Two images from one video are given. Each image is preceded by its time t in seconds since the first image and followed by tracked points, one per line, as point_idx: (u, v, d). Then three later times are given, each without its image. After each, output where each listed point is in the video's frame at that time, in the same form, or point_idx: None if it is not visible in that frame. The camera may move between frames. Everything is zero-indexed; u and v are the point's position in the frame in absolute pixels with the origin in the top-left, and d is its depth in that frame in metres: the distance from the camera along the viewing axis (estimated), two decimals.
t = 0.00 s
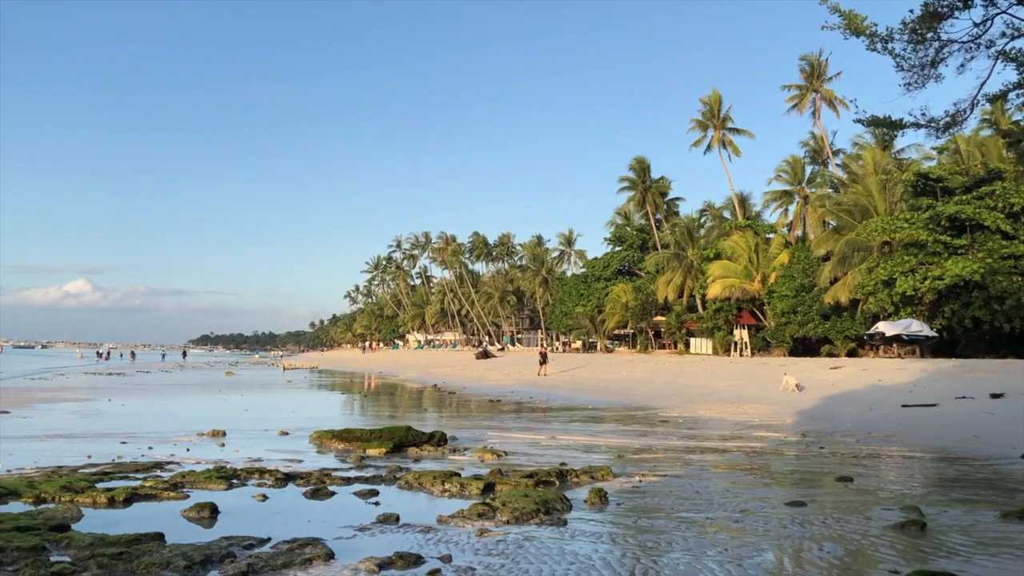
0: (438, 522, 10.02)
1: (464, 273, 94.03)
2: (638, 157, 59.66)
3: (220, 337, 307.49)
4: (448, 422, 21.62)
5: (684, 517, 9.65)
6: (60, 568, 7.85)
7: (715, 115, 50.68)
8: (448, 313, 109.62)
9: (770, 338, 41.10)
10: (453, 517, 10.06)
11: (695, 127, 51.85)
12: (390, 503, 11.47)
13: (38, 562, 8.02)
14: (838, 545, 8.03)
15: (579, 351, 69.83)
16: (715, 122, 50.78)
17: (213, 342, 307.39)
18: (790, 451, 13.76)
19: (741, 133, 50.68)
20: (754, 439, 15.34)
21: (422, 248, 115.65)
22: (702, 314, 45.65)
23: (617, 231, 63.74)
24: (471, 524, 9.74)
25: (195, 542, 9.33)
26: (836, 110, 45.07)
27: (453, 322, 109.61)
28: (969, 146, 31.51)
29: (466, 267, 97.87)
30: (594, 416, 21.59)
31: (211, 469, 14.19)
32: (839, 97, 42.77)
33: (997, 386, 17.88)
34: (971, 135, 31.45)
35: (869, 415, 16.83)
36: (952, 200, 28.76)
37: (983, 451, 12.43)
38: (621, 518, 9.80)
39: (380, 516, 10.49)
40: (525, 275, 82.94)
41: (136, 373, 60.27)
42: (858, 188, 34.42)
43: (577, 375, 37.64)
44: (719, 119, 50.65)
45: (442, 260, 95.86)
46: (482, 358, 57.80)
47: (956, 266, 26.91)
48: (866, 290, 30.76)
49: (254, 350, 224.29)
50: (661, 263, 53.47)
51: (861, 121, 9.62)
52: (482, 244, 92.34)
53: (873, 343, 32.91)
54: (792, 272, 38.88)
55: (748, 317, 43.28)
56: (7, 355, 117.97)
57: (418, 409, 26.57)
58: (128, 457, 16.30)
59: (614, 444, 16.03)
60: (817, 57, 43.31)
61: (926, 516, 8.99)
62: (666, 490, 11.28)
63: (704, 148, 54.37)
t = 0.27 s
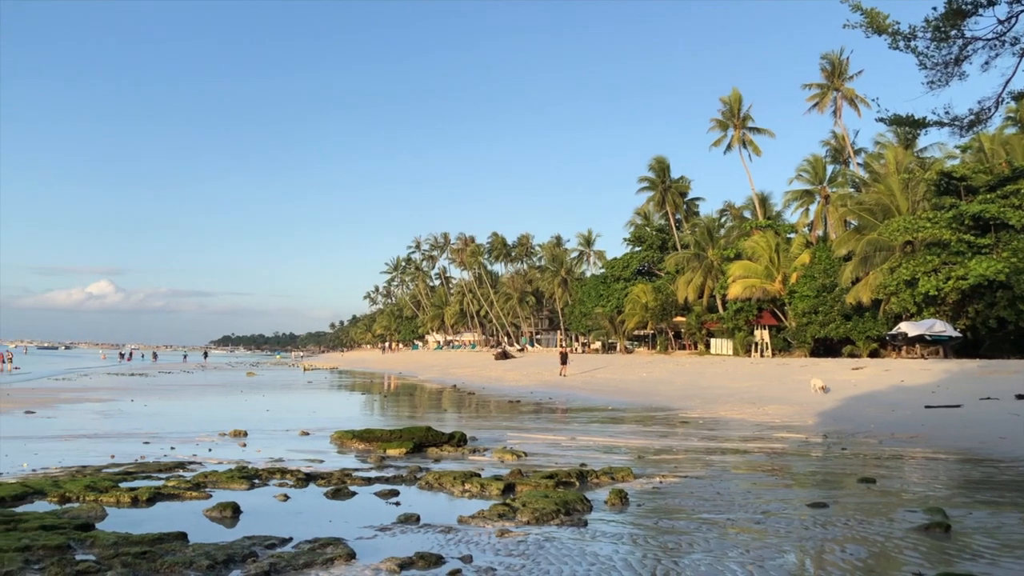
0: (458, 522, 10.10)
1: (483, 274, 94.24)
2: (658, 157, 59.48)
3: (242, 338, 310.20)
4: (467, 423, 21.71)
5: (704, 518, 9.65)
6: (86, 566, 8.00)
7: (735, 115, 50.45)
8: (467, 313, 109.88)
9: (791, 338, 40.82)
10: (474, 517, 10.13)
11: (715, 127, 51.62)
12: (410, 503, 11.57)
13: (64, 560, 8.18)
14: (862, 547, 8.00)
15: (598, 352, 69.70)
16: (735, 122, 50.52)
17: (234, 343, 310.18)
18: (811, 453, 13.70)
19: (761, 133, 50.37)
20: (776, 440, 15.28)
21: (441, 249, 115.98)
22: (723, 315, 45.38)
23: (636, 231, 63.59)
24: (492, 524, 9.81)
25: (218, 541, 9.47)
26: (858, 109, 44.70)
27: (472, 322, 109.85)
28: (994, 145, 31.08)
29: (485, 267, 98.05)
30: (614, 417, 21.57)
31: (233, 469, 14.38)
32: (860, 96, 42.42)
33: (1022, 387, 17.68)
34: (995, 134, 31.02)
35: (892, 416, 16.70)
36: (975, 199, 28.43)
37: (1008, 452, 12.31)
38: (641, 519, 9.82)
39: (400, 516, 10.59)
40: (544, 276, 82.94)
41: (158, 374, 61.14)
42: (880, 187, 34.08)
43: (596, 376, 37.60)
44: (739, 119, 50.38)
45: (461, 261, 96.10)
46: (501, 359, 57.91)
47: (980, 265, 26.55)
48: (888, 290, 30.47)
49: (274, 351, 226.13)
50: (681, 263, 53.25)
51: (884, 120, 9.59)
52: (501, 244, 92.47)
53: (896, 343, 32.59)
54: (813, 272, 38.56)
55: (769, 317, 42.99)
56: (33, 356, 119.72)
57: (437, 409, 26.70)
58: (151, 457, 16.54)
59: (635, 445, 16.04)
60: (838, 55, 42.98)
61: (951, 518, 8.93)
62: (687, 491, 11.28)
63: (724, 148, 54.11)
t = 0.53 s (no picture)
0: (479, 522, 10.17)
1: (503, 274, 94.35)
2: (679, 156, 59.21)
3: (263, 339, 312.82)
4: (487, 423, 21.78)
5: (726, 519, 9.65)
6: (110, 565, 8.14)
7: (756, 114, 50.14)
8: (486, 313, 110.05)
9: (813, 338, 40.52)
10: (495, 517, 10.20)
11: (735, 126, 51.33)
12: (431, 503, 11.66)
13: (88, 559, 8.33)
14: (886, 549, 7.97)
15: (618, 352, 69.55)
16: (755, 121, 50.20)
17: (256, 343, 312.54)
18: (834, 453, 13.64)
19: (782, 131, 50.01)
20: (797, 441, 15.21)
21: (460, 249, 116.24)
22: (744, 315, 45.09)
23: (656, 231, 63.40)
24: (512, 524, 9.87)
25: (242, 540, 9.61)
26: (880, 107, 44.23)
27: (492, 322, 110.01)
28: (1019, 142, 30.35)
29: (504, 267, 98.13)
30: (635, 417, 21.54)
31: (255, 468, 14.55)
32: (882, 94, 42.00)
33: None
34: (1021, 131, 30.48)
35: (915, 416, 16.56)
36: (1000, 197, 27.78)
37: None
38: (661, 519, 9.84)
39: (422, 515, 10.69)
40: (564, 276, 82.86)
41: (181, 374, 61.89)
42: (903, 185, 33.80)
43: (616, 376, 37.52)
44: (759, 118, 50.06)
45: (481, 261, 96.27)
46: (520, 359, 57.96)
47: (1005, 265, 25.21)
48: (911, 289, 30.23)
49: (295, 351, 227.84)
50: (701, 263, 52.99)
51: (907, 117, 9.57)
52: (520, 244, 92.50)
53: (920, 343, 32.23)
54: (835, 272, 38.18)
55: (790, 317, 42.66)
56: (59, 356, 121.52)
57: (457, 409, 26.81)
58: (175, 456, 16.78)
59: (655, 445, 16.03)
60: (860, 53, 42.57)
61: (976, 519, 8.87)
62: (708, 492, 11.28)
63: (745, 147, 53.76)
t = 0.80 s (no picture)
0: (499, 521, 10.24)
1: (521, 273, 94.36)
2: (698, 154, 58.93)
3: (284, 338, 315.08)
4: (507, 422, 21.84)
5: (747, 518, 9.65)
6: (134, 563, 8.28)
7: (776, 112, 49.79)
8: (505, 313, 110.14)
9: (834, 337, 40.21)
10: (515, 516, 10.26)
11: (755, 124, 51.01)
12: (451, 502, 11.74)
13: (112, 557, 8.48)
14: (910, 549, 7.94)
15: (637, 351, 69.35)
16: (775, 119, 49.85)
17: (276, 343, 314.72)
18: (856, 453, 13.57)
19: (803, 129, 49.60)
20: (819, 440, 15.14)
21: (479, 248, 116.35)
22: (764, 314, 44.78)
23: (676, 230, 63.18)
24: (533, 524, 9.93)
25: (264, 539, 9.75)
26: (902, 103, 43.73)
27: (511, 322, 110.10)
28: None
29: (523, 267, 98.12)
30: (654, 417, 21.50)
31: (276, 467, 14.71)
32: (904, 91, 41.55)
33: None
34: None
35: (938, 416, 16.43)
36: None
37: None
38: (682, 519, 9.86)
39: (442, 514, 10.78)
40: (583, 275, 82.69)
41: (202, 373, 62.48)
42: (925, 182, 33.42)
43: (635, 375, 37.43)
44: (779, 116, 49.71)
45: (499, 261, 96.35)
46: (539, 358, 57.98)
47: None
48: (934, 288, 29.96)
49: (315, 351, 229.34)
50: (721, 261, 52.69)
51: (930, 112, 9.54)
52: (539, 244, 92.44)
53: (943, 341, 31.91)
54: (857, 270, 37.76)
55: (811, 315, 42.32)
56: (83, 356, 123.20)
57: (476, 409, 26.89)
58: (197, 455, 17.00)
59: (675, 445, 16.02)
60: (881, 50, 42.16)
61: (1002, 520, 8.81)
62: (730, 492, 11.27)
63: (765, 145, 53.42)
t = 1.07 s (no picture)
0: (518, 519, 10.31)
1: (539, 272, 94.39)
2: (717, 151, 58.64)
3: (302, 338, 317.13)
4: (525, 421, 21.91)
5: (767, 518, 9.64)
6: (155, 560, 8.43)
7: (795, 108, 49.44)
8: (523, 311, 110.20)
9: (854, 335, 39.92)
10: (533, 515, 10.32)
11: (774, 121, 50.69)
12: (470, 501, 11.83)
13: (135, 554, 8.63)
14: (932, 549, 7.92)
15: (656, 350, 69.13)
16: (795, 116, 49.50)
17: (295, 343, 316.72)
18: (877, 451, 13.50)
19: (823, 126, 49.21)
20: (840, 439, 15.07)
21: (497, 247, 116.49)
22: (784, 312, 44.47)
23: (694, 228, 63.00)
24: (551, 522, 9.99)
25: (284, 536, 9.88)
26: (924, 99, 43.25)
27: (529, 320, 110.15)
28: None
29: (540, 265, 98.10)
30: (673, 416, 21.49)
31: (295, 465, 14.88)
32: (925, 87, 41.10)
33: None
34: None
35: (960, 414, 16.30)
36: None
37: None
38: (700, 518, 9.88)
39: (461, 512, 10.87)
40: (601, 273, 82.54)
41: (222, 372, 62.94)
42: (947, 179, 33.04)
43: (653, 374, 37.35)
44: (799, 113, 49.36)
45: (517, 259, 96.40)
46: (558, 357, 57.99)
47: None
48: (956, 285, 29.70)
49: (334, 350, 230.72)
50: (740, 260, 52.40)
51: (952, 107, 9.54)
52: (557, 242, 92.36)
53: (964, 338, 31.91)
54: (877, 268, 37.37)
55: (831, 314, 42.17)
56: (106, 355, 124.61)
57: (494, 407, 26.99)
58: (217, 453, 17.21)
59: (694, 444, 16.01)
60: (902, 45, 41.73)
61: None
62: (750, 491, 11.26)
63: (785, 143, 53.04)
